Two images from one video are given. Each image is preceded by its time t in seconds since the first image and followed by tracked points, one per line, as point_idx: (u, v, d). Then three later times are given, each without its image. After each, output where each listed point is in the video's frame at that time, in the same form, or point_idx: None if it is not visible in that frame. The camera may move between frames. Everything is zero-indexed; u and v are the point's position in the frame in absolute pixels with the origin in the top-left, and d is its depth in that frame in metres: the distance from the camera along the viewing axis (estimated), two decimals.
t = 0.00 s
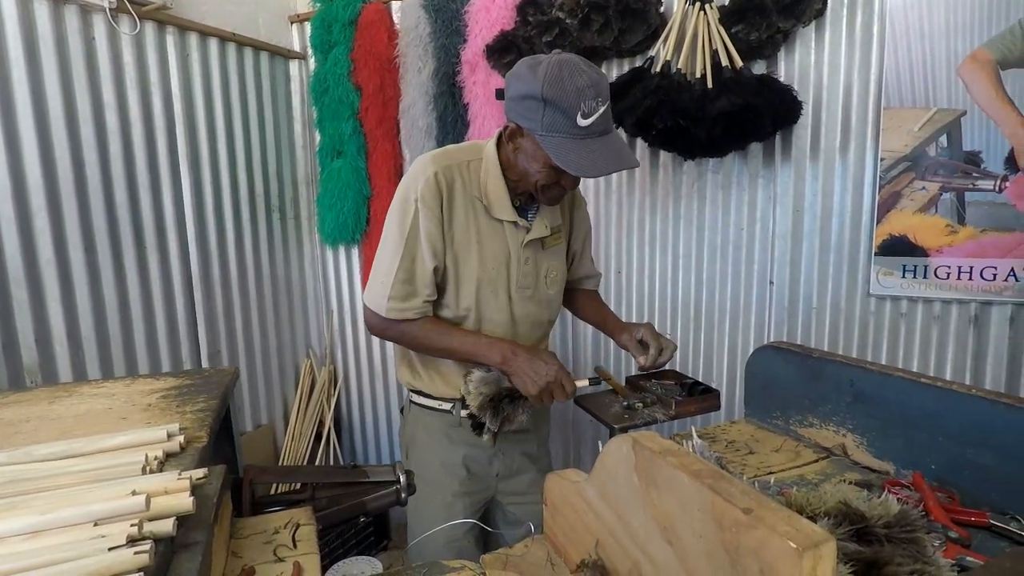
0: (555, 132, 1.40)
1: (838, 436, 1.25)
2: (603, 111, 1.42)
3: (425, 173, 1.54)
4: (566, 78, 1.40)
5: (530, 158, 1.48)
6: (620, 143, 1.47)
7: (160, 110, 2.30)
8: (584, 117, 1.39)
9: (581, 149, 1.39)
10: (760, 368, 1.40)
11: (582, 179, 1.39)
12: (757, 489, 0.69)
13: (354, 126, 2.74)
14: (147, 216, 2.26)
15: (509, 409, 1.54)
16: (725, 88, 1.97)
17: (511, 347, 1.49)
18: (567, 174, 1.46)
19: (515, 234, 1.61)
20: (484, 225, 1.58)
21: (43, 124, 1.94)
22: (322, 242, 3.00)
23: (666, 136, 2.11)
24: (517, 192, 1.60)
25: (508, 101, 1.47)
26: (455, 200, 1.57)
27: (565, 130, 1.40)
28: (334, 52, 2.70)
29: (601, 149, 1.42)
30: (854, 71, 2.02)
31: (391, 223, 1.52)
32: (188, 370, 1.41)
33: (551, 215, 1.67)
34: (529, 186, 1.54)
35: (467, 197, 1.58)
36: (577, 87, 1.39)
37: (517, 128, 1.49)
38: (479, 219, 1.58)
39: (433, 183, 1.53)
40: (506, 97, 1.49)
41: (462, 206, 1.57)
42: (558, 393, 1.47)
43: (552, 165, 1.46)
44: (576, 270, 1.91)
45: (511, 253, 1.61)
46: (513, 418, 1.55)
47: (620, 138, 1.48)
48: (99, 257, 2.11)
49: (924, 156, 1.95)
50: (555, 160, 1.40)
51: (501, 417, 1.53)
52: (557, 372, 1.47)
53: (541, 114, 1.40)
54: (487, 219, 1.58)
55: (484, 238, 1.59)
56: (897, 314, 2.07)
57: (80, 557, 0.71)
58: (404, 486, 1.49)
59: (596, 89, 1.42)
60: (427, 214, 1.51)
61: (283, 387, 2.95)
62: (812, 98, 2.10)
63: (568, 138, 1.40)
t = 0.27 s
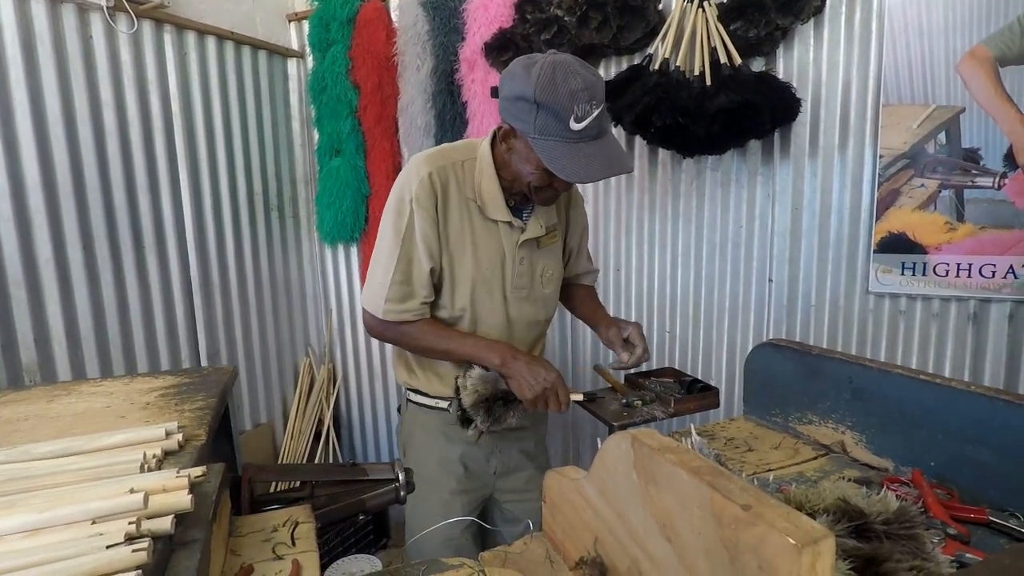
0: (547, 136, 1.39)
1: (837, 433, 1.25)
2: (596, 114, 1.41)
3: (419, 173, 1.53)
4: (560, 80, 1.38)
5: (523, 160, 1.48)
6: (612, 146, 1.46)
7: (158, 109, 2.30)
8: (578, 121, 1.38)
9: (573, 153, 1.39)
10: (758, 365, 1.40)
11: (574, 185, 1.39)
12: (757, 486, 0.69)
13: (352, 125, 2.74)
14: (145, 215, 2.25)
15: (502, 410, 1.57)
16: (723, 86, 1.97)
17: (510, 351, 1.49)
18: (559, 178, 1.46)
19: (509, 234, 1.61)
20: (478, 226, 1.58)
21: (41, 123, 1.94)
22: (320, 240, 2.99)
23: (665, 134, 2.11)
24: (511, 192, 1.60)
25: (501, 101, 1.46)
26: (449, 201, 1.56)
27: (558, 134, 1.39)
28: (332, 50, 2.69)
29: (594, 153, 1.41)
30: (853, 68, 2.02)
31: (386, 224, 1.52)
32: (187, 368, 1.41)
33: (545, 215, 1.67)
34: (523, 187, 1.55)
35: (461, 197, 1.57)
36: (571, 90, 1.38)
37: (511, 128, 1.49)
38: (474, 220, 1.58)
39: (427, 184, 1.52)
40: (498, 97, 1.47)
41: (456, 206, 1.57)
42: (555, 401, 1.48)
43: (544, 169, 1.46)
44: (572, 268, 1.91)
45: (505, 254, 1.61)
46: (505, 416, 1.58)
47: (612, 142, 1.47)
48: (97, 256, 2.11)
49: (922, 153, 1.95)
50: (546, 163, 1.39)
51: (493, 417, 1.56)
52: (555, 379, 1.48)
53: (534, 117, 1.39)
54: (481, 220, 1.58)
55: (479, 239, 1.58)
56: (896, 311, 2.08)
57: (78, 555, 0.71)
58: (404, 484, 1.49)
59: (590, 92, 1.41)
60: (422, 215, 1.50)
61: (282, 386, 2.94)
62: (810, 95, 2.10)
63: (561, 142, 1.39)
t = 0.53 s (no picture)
0: (536, 143, 1.39)
1: (836, 432, 1.26)
2: (587, 121, 1.40)
3: (413, 176, 1.53)
4: (549, 87, 1.37)
5: (515, 165, 1.48)
6: (604, 153, 1.45)
7: (158, 107, 2.30)
8: (567, 128, 1.38)
9: (561, 161, 1.39)
10: (758, 365, 1.40)
11: (561, 194, 1.39)
12: (756, 486, 0.69)
13: (352, 124, 2.74)
14: (145, 214, 2.26)
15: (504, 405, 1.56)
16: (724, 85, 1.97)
17: (516, 347, 1.50)
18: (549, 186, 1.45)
19: (504, 237, 1.60)
20: (473, 228, 1.58)
21: (41, 121, 1.94)
22: (321, 239, 2.99)
23: (665, 133, 2.11)
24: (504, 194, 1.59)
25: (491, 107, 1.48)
26: (444, 204, 1.56)
27: (547, 141, 1.39)
28: (332, 49, 2.69)
29: (583, 161, 1.40)
30: (854, 68, 2.02)
31: (382, 227, 1.52)
32: (187, 367, 1.41)
33: (541, 217, 1.66)
34: (515, 191, 1.55)
35: (455, 199, 1.57)
36: (561, 96, 1.37)
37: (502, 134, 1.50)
38: (468, 223, 1.58)
39: (421, 187, 1.52)
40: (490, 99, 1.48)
41: (451, 209, 1.57)
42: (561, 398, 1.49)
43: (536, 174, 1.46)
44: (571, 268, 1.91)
45: (500, 256, 1.61)
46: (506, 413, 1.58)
47: (604, 148, 1.46)
48: (97, 255, 2.11)
49: (922, 152, 1.95)
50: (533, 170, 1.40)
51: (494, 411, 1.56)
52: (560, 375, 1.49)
53: (523, 123, 1.39)
54: (475, 222, 1.58)
55: (474, 241, 1.58)
56: (896, 311, 2.08)
57: (79, 554, 0.71)
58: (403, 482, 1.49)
59: (581, 98, 1.39)
60: (417, 218, 1.50)
61: (282, 385, 2.94)
62: (811, 95, 2.10)
63: (549, 149, 1.39)
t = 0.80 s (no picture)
0: (527, 150, 1.40)
1: (837, 434, 1.26)
2: (579, 128, 1.40)
3: (410, 181, 1.53)
4: (540, 94, 1.37)
5: (508, 170, 1.48)
6: (598, 159, 1.45)
7: (160, 106, 2.30)
8: (558, 136, 1.38)
9: (552, 168, 1.39)
10: (759, 366, 1.40)
11: (551, 202, 1.39)
12: (757, 489, 0.69)
13: (354, 124, 2.74)
14: (148, 212, 2.26)
15: (506, 407, 1.56)
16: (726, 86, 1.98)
17: (518, 348, 1.50)
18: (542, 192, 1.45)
19: (502, 241, 1.60)
20: (471, 232, 1.58)
21: (45, 120, 1.94)
22: (322, 238, 2.99)
23: (667, 134, 2.12)
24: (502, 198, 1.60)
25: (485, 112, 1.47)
26: (441, 208, 1.56)
27: (538, 148, 1.39)
28: (334, 48, 2.69)
29: (575, 168, 1.40)
30: (855, 69, 2.02)
31: (379, 232, 1.53)
32: (190, 366, 1.41)
33: (539, 219, 1.66)
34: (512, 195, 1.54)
35: (452, 203, 1.57)
36: (552, 103, 1.37)
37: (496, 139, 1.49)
38: (465, 227, 1.58)
39: (418, 192, 1.52)
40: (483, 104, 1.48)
41: (448, 212, 1.57)
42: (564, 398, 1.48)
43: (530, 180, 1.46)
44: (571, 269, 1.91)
45: (498, 259, 1.61)
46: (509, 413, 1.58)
47: (598, 155, 1.46)
48: (100, 253, 2.11)
49: (924, 154, 1.95)
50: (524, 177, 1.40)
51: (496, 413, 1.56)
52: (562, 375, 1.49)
53: (514, 130, 1.40)
54: (473, 226, 1.58)
55: (471, 245, 1.59)
56: (897, 312, 2.08)
57: (84, 553, 0.72)
58: (404, 482, 1.49)
59: (573, 104, 1.38)
60: (414, 223, 1.50)
61: (283, 384, 2.95)
62: (812, 96, 2.10)
63: (540, 156, 1.39)
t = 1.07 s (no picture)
0: (526, 151, 1.40)
1: (838, 435, 1.26)
2: (578, 130, 1.40)
3: (410, 182, 1.53)
4: (539, 95, 1.37)
5: (507, 172, 1.48)
6: (597, 160, 1.45)
7: (163, 105, 2.30)
8: (557, 138, 1.38)
9: (551, 170, 1.39)
10: (760, 367, 1.40)
11: (550, 204, 1.40)
12: (758, 489, 0.70)
13: (356, 124, 2.74)
14: (150, 211, 2.26)
15: (507, 407, 1.54)
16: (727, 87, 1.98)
17: (519, 349, 1.51)
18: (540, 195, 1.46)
19: (502, 242, 1.60)
20: (471, 233, 1.59)
21: (47, 120, 1.95)
22: (323, 237, 3.00)
23: (669, 135, 2.12)
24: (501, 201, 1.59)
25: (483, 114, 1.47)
26: (442, 209, 1.56)
27: (537, 150, 1.39)
28: (336, 49, 2.69)
29: (574, 170, 1.41)
30: (856, 70, 2.03)
31: (380, 233, 1.53)
32: (192, 366, 1.42)
33: (540, 220, 1.66)
34: (511, 197, 1.54)
35: (453, 205, 1.57)
36: (551, 105, 1.37)
37: (495, 141, 1.49)
38: (466, 228, 1.58)
39: (418, 193, 1.52)
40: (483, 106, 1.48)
41: (448, 213, 1.57)
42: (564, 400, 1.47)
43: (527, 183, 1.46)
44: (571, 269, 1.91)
45: (499, 260, 1.61)
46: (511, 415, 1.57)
47: (597, 156, 1.46)
48: (102, 252, 2.12)
49: (926, 155, 1.95)
50: (523, 179, 1.40)
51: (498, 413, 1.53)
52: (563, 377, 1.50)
53: (513, 132, 1.40)
54: (473, 227, 1.58)
55: (472, 246, 1.59)
56: (898, 313, 2.08)
57: (89, 551, 0.72)
58: (405, 483, 1.49)
59: (572, 106, 1.38)
60: (414, 224, 1.51)
61: (284, 384, 2.95)
62: (814, 97, 2.10)
63: (539, 159, 1.39)
